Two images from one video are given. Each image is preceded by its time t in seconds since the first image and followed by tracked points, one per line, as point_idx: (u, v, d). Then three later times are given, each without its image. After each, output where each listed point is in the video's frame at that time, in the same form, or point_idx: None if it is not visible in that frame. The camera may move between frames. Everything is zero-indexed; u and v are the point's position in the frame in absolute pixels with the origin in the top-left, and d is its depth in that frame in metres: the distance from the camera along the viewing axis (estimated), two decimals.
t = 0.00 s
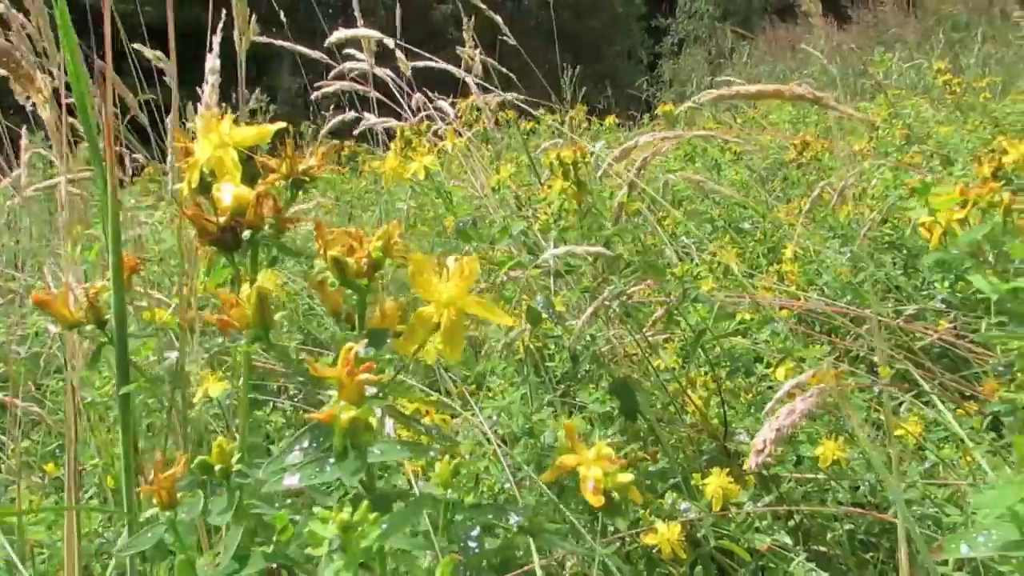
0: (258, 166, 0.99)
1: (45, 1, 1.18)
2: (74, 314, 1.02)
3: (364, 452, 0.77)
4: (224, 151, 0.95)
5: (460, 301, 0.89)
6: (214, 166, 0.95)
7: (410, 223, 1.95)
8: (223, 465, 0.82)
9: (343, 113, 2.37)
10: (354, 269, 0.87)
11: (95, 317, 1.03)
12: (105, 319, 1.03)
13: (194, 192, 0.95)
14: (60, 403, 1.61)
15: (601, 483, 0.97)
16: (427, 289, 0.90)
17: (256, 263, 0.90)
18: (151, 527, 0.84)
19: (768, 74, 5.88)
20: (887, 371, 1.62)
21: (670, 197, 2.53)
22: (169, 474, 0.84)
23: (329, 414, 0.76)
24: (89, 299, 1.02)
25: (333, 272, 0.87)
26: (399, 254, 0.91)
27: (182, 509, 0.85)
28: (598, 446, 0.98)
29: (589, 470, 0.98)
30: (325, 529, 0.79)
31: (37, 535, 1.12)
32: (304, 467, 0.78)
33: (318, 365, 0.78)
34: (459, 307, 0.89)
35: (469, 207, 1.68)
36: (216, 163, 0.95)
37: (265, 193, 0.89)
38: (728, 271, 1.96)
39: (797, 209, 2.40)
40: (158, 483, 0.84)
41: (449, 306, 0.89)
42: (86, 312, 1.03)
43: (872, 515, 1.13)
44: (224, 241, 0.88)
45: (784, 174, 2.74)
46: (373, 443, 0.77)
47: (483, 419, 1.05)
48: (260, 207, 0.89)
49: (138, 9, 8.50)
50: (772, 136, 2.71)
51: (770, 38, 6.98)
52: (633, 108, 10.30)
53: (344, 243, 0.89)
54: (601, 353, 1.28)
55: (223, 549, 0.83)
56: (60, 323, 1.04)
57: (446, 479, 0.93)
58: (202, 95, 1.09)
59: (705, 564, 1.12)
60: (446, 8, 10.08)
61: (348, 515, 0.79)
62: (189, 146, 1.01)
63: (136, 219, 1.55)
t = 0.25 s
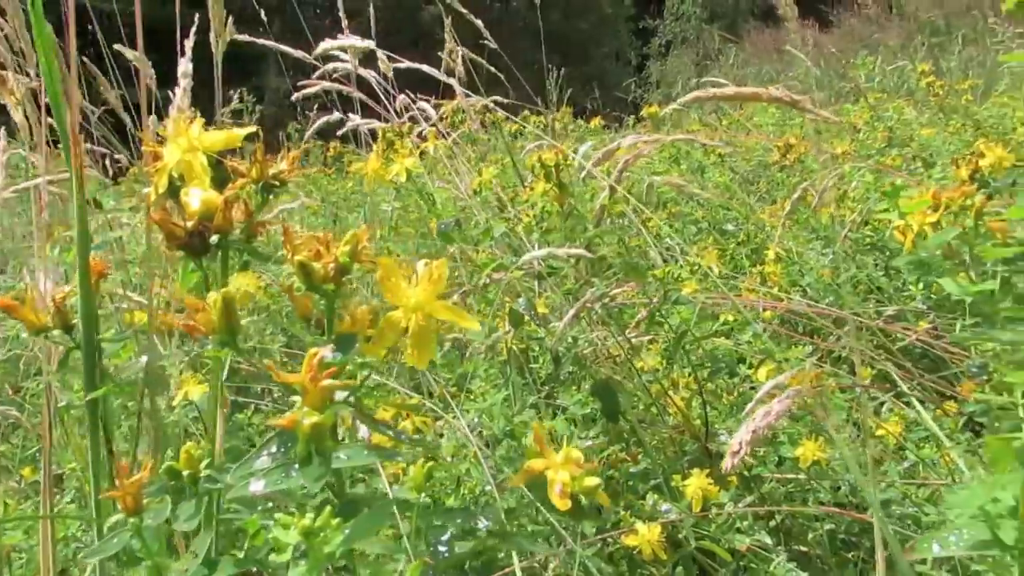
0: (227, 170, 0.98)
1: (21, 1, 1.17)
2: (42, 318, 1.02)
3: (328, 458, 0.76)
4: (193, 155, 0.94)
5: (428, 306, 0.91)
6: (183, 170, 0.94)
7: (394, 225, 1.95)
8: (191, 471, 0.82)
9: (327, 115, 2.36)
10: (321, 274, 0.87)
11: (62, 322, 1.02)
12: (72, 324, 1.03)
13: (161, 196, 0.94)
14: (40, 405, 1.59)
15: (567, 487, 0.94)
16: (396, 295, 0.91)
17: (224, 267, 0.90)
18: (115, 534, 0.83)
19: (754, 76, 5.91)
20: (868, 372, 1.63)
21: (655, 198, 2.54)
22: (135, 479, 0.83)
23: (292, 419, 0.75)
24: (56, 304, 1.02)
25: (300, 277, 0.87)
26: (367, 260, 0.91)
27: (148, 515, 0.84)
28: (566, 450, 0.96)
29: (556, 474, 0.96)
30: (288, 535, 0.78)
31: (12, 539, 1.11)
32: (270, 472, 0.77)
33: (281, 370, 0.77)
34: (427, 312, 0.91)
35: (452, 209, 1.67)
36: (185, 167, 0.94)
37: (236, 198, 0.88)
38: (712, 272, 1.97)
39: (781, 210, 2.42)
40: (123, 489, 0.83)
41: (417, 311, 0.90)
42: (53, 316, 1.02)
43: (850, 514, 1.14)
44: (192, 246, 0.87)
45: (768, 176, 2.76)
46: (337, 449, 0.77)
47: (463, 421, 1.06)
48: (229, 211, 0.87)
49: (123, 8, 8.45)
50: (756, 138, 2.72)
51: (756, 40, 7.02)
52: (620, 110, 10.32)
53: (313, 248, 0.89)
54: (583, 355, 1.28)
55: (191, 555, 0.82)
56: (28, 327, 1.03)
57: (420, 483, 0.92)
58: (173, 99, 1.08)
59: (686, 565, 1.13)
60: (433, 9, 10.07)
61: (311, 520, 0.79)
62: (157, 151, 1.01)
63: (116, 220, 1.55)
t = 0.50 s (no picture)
0: (191, 173, 0.97)
1: None
2: (5, 322, 0.99)
3: (288, 463, 0.74)
4: (155, 158, 0.92)
5: (392, 309, 0.84)
6: (145, 173, 0.92)
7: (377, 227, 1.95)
8: (154, 476, 0.82)
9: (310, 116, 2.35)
10: (282, 278, 0.82)
11: (25, 326, 1.00)
12: (35, 329, 1.00)
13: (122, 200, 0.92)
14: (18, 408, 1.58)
15: (530, 490, 0.92)
16: (358, 297, 0.84)
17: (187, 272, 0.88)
18: (74, 542, 0.82)
19: (739, 78, 5.95)
20: (847, 373, 1.64)
21: (639, 200, 2.56)
22: (93, 486, 0.83)
23: (248, 425, 0.74)
24: (18, 307, 0.99)
25: (260, 281, 0.82)
26: (331, 262, 0.85)
27: (108, 522, 0.83)
28: (530, 452, 0.93)
29: (520, 476, 0.93)
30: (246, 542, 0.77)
31: None
32: (230, 478, 0.76)
33: (240, 376, 0.76)
34: (391, 317, 0.84)
35: (434, 211, 1.68)
36: (148, 170, 0.91)
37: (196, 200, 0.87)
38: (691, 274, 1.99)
39: (762, 212, 2.44)
40: (82, 496, 0.83)
41: (381, 314, 0.84)
42: (16, 321, 1.00)
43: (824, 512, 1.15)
44: (154, 250, 0.86)
45: (751, 178, 2.77)
46: (296, 455, 0.75)
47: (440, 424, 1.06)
48: (190, 215, 0.86)
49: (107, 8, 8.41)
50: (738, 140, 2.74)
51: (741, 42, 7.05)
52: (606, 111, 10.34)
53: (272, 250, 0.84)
54: (563, 357, 1.29)
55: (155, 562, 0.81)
56: None
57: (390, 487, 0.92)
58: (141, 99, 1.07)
59: (664, 565, 1.13)
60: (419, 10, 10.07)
61: (268, 526, 0.76)
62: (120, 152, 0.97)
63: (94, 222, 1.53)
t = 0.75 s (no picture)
0: (148, 178, 0.92)
1: None
2: None
3: (237, 474, 0.73)
4: (110, 163, 0.89)
5: (350, 318, 0.83)
6: (100, 179, 0.88)
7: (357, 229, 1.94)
8: (106, 486, 0.81)
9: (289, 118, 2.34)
10: (235, 286, 0.80)
11: None
12: None
13: (76, 207, 0.88)
14: None
15: (486, 498, 0.91)
16: (314, 304, 0.83)
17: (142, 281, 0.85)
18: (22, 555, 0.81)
19: (722, 81, 5.99)
20: (823, 375, 1.65)
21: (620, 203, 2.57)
22: (43, 497, 0.80)
23: (194, 436, 0.72)
24: None
25: (213, 290, 0.80)
26: (288, 271, 0.84)
27: (58, 533, 0.81)
28: (487, 461, 0.92)
29: (476, 485, 0.91)
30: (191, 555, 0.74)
31: None
32: (180, 489, 0.74)
33: (187, 387, 0.74)
34: (349, 325, 0.83)
35: (414, 214, 1.68)
36: (102, 176, 0.88)
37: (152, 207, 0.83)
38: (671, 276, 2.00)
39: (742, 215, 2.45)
40: (30, 508, 0.80)
41: (338, 323, 0.83)
42: None
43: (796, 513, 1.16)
44: (107, 259, 0.82)
45: (732, 181, 2.78)
46: (246, 466, 0.73)
47: (415, 431, 1.06)
48: (145, 222, 0.82)
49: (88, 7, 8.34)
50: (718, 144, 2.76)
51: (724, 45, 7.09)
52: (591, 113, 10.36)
53: (227, 259, 0.82)
54: (539, 360, 1.29)
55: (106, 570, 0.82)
56: None
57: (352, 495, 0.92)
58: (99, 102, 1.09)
59: (640, 568, 1.14)
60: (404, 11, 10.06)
61: (212, 538, 0.74)
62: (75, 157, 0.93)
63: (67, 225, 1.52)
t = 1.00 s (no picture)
0: (85, 192, 0.91)
1: None
2: None
3: (161, 491, 0.73)
4: (46, 176, 0.87)
5: (285, 331, 0.84)
6: (35, 192, 0.87)
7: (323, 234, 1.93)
8: (36, 502, 0.79)
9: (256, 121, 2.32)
10: (165, 300, 0.78)
11: None
12: None
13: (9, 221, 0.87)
14: None
15: (418, 513, 0.86)
16: (247, 317, 0.84)
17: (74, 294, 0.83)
18: None
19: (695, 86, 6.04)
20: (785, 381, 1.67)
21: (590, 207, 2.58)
22: None
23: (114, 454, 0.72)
24: None
25: (142, 305, 0.78)
26: (222, 284, 0.83)
27: None
28: (420, 474, 0.89)
29: (407, 499, 0.87)
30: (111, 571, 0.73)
31: None
32: (105, 505, 0.73)
33: (110, 405, 0.74)
34: (283, 338, 0.84)
35: (380, 219, 1.67)
36: (37, 189, 0.86)
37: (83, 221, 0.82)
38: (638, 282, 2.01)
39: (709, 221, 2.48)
40: None
41: (273, 337, 0.84)
42: None
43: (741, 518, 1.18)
44: (37, 273, 0.81)
45: (698, 186, 2.82)
46: (171, 484, 0.73)
47: (375, 440, 1.08)
48: (76, 235, 0.81)
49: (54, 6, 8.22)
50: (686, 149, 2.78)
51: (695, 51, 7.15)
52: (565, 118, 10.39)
53: (158, 272, 0.81)
54: (501, 366, 1.29)
55: None
56: None
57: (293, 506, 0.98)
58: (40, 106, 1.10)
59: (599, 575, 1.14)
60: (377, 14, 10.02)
61: (133, 555, 0.73)
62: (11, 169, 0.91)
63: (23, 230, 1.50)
